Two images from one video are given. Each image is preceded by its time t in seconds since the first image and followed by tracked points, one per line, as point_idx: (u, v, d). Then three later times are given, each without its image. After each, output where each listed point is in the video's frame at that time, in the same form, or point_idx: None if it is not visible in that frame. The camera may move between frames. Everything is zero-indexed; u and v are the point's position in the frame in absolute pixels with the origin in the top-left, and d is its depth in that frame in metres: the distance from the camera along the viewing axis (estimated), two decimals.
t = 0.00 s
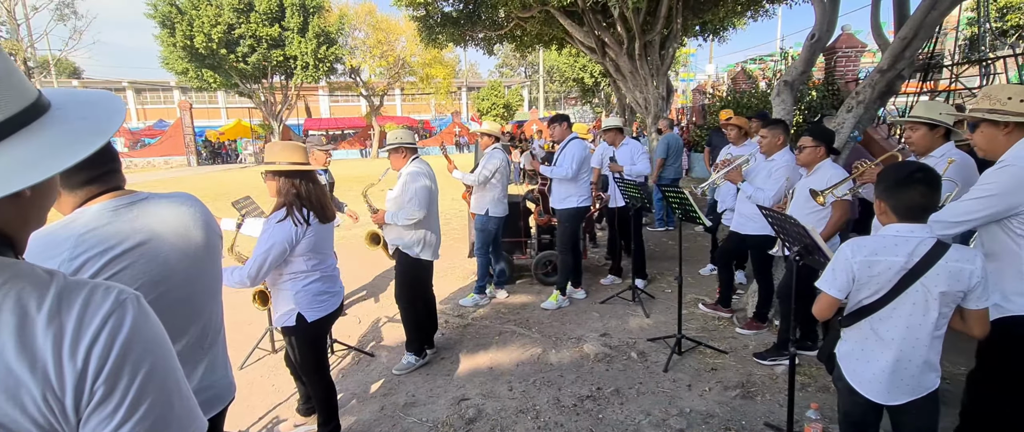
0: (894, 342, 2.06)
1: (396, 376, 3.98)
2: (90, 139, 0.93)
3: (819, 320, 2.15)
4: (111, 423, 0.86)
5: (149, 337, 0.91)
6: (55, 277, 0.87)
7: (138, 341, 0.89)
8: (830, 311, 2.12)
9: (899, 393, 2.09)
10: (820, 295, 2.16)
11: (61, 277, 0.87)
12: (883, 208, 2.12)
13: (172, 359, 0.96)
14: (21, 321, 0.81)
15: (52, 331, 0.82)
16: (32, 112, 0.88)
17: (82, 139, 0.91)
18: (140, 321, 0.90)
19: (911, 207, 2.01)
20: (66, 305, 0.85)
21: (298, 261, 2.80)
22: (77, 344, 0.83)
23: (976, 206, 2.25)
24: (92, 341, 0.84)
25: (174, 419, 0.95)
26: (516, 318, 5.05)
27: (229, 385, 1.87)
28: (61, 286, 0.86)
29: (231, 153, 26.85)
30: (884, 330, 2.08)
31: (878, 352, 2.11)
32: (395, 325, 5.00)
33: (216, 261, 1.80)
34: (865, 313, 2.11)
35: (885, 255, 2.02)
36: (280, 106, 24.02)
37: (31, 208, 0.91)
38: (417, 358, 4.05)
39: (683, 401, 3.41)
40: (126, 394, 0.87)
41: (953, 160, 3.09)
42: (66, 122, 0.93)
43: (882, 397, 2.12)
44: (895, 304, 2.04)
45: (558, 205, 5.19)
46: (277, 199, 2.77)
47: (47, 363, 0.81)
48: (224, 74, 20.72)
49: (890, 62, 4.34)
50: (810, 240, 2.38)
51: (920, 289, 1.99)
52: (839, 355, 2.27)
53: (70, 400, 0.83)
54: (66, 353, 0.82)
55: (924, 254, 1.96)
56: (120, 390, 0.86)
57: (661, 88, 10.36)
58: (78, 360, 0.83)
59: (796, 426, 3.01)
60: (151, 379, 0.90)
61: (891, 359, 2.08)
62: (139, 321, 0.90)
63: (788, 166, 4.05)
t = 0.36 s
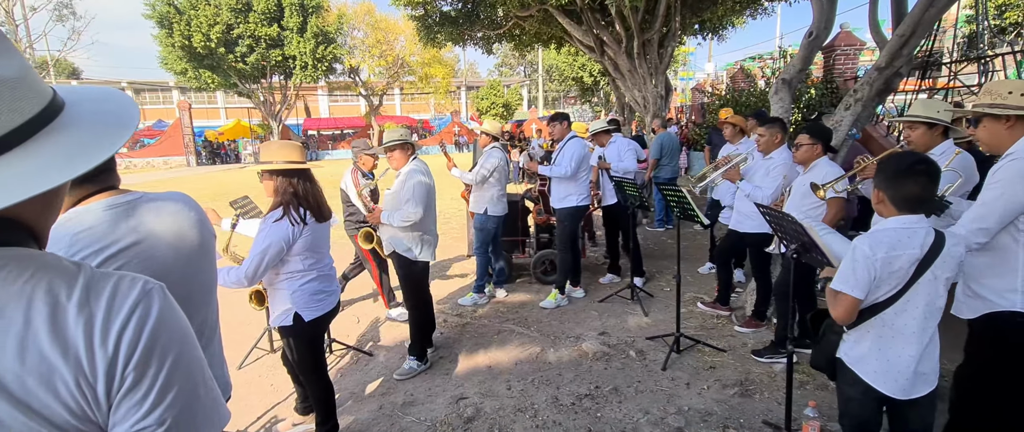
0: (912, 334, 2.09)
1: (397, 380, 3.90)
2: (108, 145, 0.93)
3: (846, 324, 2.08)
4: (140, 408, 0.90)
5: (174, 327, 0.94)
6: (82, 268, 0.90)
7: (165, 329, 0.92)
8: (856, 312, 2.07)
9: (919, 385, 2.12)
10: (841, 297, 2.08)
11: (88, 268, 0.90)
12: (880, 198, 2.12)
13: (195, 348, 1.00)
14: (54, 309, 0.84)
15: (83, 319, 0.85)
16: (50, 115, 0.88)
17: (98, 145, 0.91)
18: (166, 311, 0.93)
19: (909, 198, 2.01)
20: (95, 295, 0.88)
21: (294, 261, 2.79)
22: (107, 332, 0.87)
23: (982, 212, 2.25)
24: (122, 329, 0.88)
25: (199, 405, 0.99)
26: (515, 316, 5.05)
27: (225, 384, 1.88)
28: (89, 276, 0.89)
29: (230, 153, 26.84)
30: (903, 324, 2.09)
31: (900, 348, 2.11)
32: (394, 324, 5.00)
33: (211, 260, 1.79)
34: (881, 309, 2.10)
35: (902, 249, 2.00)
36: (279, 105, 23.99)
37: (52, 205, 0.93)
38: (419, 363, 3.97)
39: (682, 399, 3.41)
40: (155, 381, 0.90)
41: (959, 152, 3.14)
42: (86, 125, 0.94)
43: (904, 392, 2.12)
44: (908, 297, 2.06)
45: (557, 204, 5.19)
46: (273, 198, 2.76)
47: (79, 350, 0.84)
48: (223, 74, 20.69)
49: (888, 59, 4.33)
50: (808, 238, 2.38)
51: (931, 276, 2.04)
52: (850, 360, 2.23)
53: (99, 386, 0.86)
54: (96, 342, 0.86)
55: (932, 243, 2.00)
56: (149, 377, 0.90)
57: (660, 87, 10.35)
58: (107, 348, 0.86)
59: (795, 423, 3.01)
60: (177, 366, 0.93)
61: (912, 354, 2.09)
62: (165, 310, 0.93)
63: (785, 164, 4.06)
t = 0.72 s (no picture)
0: (909, 326, 2.09)
1: (396, 380, 3.89)
2: (131, 156, 0.95)
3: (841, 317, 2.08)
4: (206, 373, 0.97)
5: (221, 304, 1.03)
6: (130, 259, 0.96)
7: (215, 305, 1.01)
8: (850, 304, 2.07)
9: (916, 377, 2.13)
10: (837, 292, 2.09)
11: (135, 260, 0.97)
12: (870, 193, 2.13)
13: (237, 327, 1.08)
14: (116, 292, 0.90)
15: (144, 298, 0.92)
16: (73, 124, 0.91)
17: (120, 156, 0.94)
18: (212, 289, 1.01)
19: (897, 192, 2.03)
20: (149, 278, 0.95)
21: (291, 261, 2.79)
22: (169, 309, 0.94)
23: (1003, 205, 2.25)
24: (181, 305, 0.95)
25: (249, 378, 1.07)
26: (514, 315, 5.05)
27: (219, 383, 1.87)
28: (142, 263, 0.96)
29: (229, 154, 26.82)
30: (896, 315, 2.10)
31: (897, 341, 2.10)
32: (393, 324, 4.99)
33: (208, 260, 1.80)
34: (876, 302, 2.10)
35: (896, 242, 2.01)
36: (278, 106, 23.97)
37: (75, 206, 0.96)
38: (418, 363, 3.96)
39: (680, 397, 3.41)
40: (215, 350, 0.98)
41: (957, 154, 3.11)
42: (108, 134, 0.96)
43: (904, 385, 2.12)
44: (904, 289, 2.06)
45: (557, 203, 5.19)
46: (270, 199, 2.76)
47: (148, 325, 0.91)
48: (222, 75, 20.68)
49: (886, 56, 4.33)
50: (805, 236, 2.38)
51: (923, 267, 2.04)
52: (847, 354, 2.23)
53: (169, 357, 0.93)
54: (161, 316, 0.93)
55: (925, 235, 2.01)
56: (210, 347, 0.98)
57: (658, 85, 10.34)
58: (173, 321, 0.93)
59: (793, 420, 3.01)
60: (229, 338, 1.02)
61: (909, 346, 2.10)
62: (210, 291, 1.02)
63: (784, 162, 4.06)
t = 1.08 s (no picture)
0: (903, 320, 2.08)
1: (396, 381, 3.88)
2: (139, 180, 0.98)
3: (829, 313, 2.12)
4: (229, 365, 1.04)
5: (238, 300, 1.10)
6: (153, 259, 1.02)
7: (234, 302, 1.08)
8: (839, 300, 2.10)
9: (912, 371, 2.12)
10: (825, 288, 2.12)
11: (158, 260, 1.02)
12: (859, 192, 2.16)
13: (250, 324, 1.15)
14: (146, 289, 0.96)
15: (172, 295, 0.98)
16: (84, 145, 0.94)
17: (131, 172, 0.99)
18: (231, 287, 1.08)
19: (875, 191, 2.08)
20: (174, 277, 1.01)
21: (289, 262, 2.78)
22: (195, 305, 1.00)
23: None
24: (206, 302, 1.01)
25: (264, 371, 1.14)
26: (514, 315, 5.04)
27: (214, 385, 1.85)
28: (165, 264, 1.01)
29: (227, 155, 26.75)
30: (891, 310, 2.09)
31: (892, 335, 2.10)
32: (393, 324, 4.99)
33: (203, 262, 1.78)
34: (870, 298, 2.10)
35: (886, 238, 2.01)
36: (276, 107, 23.92)
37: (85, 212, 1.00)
38: (418, 363, 3.96)
39: (681, 395, 3.40)
40: (236, 344, 1.05)
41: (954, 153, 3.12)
42: (119, 157, 1.00)
43: (900, 380, 2.11)
44: (897, 284, 2.05)
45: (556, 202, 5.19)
46: (266, 200, 2.75)
47: (178, 320, 0.97)
48: (219, 75, 20.63)
49: (884, 53, 4.33)
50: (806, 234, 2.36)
51: (917, 262, 2.03)
52: (844, 349, 2.22)
53: (198, 350, 0.99)
54: (189, 312, 0.99)
55: (917, 230, 2.01)
56: (233, 340, 1.04)
57: (656, 83, 10.33)
58: (200, 316, 0.99)
59: (793, 418, 3.01)
60: (247, 333, 1.09)
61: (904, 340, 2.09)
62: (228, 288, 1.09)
63: (782, 160, 4.05)
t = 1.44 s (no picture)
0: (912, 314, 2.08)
1: (396, 381, 3.88)
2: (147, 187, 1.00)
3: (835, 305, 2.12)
4: (244, 358, 1.06)
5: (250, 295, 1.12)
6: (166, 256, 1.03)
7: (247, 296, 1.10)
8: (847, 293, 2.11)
9: (921, 367, 2.12)
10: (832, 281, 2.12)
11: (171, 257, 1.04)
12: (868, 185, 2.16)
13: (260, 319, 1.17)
14: (165, 284, 0.97)
15: (189, 289, 1.00)
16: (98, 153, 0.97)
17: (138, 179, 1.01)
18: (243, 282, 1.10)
19: (886, 186, 2.08)
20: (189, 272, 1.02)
21: (288, 262, 2.77)
22: (211, 299, 1.02)
23: None
24: (220, 296, 1.03)
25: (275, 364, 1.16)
26: (514, 314, 5.04)
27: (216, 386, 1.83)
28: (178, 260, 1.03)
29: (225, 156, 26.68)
30: (899, 305, 2.09)
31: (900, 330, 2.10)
32: (392, 324, 4.98)
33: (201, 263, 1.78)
34: (879, 293, 2.10)
35: (895, 233, 2.01)
36: (274, 107, 23.87)
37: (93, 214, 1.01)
38: (418, 363, 3.95)
39: (681, 393, 3.41)
40: (250, 337, 1.07)
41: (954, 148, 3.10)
42: (131, 166, 1.02)
43: (907, 374, 2.12)
44: (907, 279, 2.05)
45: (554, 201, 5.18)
46: (266, 200, 2.75)
47: (195, 314, 0.99)
48: (217, 76, 20.57)
49: (882, 49, 4.34)
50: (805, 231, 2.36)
51: (930, 258, 2.03)
52: (851, 344, 2.22)
53: (214, 343, 1.01)
54: (205, 305, 1.00)
55: (930, 226, 2.00)
56: (247, 333, 1.06)
57: (654, 81, 10.31)
58: (216, 309, 1.01)
59: (794, 415, 3.01)
60: (259, 327, 1.11)
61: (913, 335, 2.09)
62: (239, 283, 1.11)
63: (781, 157, 4.04)
